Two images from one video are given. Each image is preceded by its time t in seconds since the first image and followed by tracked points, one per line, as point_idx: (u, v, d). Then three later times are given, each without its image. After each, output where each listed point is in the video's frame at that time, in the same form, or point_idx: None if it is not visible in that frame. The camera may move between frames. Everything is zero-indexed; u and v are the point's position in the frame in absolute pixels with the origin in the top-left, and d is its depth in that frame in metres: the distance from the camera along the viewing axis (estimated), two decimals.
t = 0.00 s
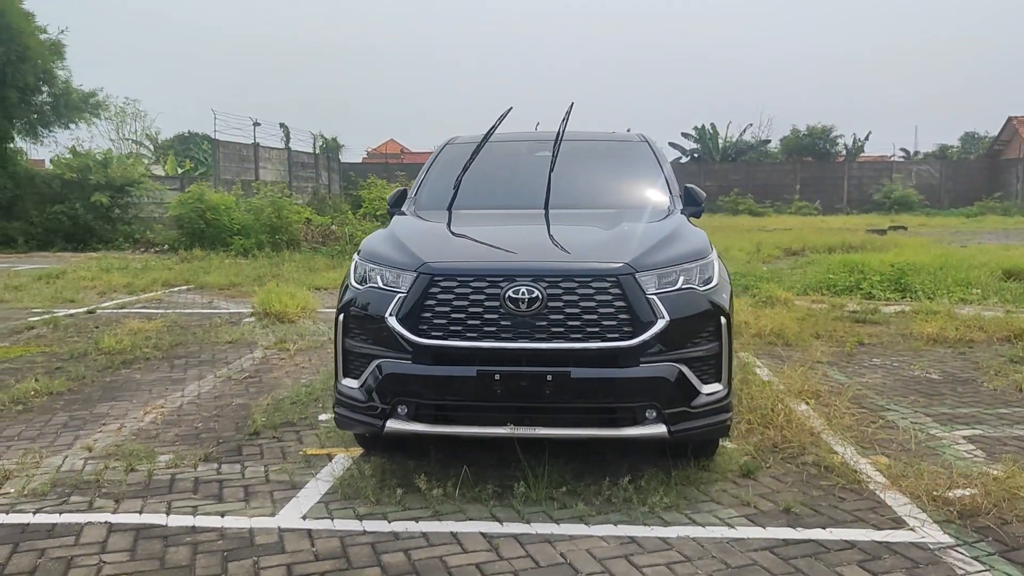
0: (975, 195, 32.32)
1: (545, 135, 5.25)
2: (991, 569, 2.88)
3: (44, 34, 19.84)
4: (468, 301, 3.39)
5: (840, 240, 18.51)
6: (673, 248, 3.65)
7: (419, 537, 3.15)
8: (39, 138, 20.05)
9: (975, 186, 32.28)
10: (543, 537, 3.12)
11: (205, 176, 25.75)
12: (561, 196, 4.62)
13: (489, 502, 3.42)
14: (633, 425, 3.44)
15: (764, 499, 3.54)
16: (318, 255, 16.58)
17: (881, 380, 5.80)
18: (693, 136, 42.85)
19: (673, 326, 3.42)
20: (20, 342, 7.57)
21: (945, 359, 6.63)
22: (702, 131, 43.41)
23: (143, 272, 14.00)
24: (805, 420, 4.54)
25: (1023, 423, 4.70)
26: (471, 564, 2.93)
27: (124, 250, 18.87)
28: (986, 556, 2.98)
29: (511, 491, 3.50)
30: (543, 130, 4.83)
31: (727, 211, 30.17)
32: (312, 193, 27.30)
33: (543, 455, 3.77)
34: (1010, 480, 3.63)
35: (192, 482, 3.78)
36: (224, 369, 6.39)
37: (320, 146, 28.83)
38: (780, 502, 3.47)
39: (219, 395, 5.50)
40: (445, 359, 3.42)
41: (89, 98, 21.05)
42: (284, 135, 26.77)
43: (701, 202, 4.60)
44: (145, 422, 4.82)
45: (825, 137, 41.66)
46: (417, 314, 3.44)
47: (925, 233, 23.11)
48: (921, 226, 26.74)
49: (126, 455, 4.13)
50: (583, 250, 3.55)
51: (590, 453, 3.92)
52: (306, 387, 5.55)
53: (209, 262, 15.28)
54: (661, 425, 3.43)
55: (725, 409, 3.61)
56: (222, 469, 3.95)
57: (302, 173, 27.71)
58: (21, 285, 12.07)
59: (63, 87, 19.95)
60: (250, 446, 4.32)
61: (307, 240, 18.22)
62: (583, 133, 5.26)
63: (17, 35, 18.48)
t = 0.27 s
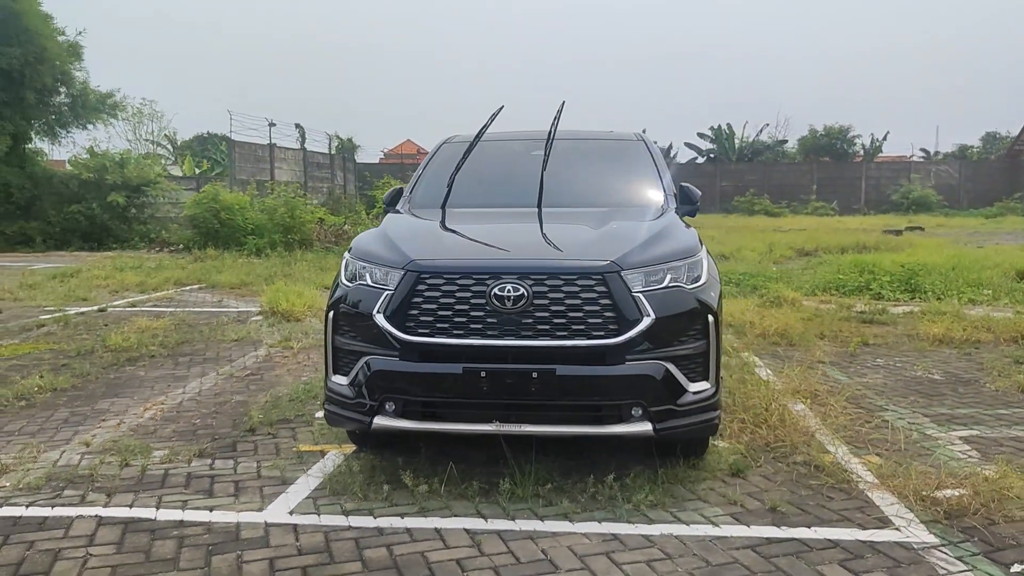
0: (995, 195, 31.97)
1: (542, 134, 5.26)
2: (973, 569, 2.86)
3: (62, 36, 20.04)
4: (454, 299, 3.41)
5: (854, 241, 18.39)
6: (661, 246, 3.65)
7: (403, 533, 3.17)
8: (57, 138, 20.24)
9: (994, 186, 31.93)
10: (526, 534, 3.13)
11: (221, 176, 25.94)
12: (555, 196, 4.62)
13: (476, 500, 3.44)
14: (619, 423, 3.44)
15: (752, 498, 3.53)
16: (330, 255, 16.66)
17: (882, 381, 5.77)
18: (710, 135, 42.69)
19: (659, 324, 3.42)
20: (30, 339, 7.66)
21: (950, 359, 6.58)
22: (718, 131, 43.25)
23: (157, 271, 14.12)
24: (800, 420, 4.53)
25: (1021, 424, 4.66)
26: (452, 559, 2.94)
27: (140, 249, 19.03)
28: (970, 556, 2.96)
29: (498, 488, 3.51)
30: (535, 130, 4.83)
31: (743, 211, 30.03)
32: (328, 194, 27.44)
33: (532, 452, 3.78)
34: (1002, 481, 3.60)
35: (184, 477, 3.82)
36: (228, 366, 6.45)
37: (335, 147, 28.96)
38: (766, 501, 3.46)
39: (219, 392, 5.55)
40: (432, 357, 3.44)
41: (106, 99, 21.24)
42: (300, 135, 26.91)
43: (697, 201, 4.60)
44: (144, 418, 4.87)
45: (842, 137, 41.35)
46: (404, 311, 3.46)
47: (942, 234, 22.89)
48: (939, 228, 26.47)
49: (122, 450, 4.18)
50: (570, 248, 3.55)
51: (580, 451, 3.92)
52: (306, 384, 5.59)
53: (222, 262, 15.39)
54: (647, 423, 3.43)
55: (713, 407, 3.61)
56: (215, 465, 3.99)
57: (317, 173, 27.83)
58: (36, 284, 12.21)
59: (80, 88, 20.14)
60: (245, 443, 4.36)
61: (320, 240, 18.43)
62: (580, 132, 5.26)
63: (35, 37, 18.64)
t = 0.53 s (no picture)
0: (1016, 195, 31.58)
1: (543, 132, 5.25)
2: (963, 569, 2.84)
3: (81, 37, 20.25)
4: (446, 296, 3.43)
5: (870, 241, 18.25)
6: (655, 244, 3.65)
7: (394, 529, 3.19)
8: (76, 138, 20.44)
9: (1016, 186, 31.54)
10: (516, 531, 3.15)
11: (238, 176, 26.12)
12: (553, 195, 4.62)
13: (468, 497, 3.45)
14: (612, 421, 3.44)
15: (745, 497, 3.52)
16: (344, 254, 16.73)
17: (887, 381, 5.72)
18: (727, 135, 42.49)
19: (651, 322, 3.42)
20: (42, 336, 7.75)
21: (959, 360, 6.52)
22: (736, 131, 43.04)
23: (172, 269, 14.24)
24: (800, 419, 4.50)
25: None
26: (441, 555, 2.96)
27: (157, 248, 19.20)
28: (961, 556, 2.94)
29: (491, 486, 3.52)
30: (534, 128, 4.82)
31: (760, 211, 29.87)
32: (344, 193, 27.55)
33: (527, 450, 3.79)
34: (999, 481, 3.57)
35: (183, 472, 3.86)
36: (235, 364, 6.50)
37: (351, 147, 29.06)
38: (759, 500, 3.45)
39: (224, 389, 5.60)
40: (425, 354, 3.45)
41: (124, 99, 21.44)
42: (316, 135, 27.03)
43: (698, 199, 4.62)
44: (148, 414, 4.93)
45: (862, 137, 41.00)
46: (398, 308, 3.48)
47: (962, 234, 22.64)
48: (959, 228, 26.18)
49: (124, 446, 4.23)
50: (563, 246, 3.56)
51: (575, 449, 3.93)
52: (310, 382, 5.62)
53: (237, 261, 15.49)
54: (640, 420, 3.43)
55: (707, 406, 3.60)
56: (214, 460, 4.02)
57: (334, 173, 27.95)
58: (53, 282, 12.36)
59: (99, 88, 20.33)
60: (245, 438, 4.39)
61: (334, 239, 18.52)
62: (582, 131, 5.25)
63: (54, 37, 18.81)
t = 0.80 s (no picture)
0: None
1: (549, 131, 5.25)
2: (961, 571, 2.81)
3: (100, 37, 20.42)
4: (445, 294, 3.43)
5: (887, 240, 18.11)
6: (656, 243, 3.64)
7: (392, 526, 3.20)
8: (94, 137, 20.63)
9: None
10: (513, 529, 3.15)
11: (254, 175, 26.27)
12: (556, 193, 4.62)
13: (467, 494, 3.46)
14: (610, 419, 3.44)
15: (745, 496, 3.50)
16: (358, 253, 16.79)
17: (895, 381, 5.68)
18: (744, 134, 42.28)
19: (650, 320, 3.41)
20: (56, 333, 7.84)
21: (970, 360, 6.45)
22: (753, 130, 42.84)
23: (187, 268, 14.35)
24: (804, 419, 4.47)
25: None
26: (436, 552, 2.97)
27: (174, 247, 19.35)
28: (960, 558, 2.91)
29: (490, 484, 3.53)
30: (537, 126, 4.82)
31: (777, 211, 29.70)
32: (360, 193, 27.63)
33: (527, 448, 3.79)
34: (1003, 482, 3.53)
35: (186, 468, 3.89)
36: (243, 361, 6.54)
37: (367, 146, 29.14)
38: (759, 500, 3.44)
39: (231, 386, 5.63)
40: (424, 352, 3.46)
41: (142, 99, 21.62)
42: (332, 134, 27.14)
43: (702, 198, 4.60)
44: (155, 411, 4.97)
45: (880, 135, 40.66)
46: (397, 306, 3.50)
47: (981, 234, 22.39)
48: (978, 228, 25.90)
49: (129, 442, 4.27)
50: (563, 245, 3.56)
51: (576, 447, 3.93)
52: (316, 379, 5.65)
53: (251, 259, 15.58)
54: (639, 419, 3.43)
55: (707, 405, 3.59)
56: (217, 457, 4.05)
57: (350, 172, 28.05)
58: (69, 280, 12.48)
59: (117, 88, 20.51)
60: (249, 435, 4.42)
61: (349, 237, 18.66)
62: (587, 130, 5.24)
63: (73, 38, 18.99)
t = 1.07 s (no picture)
0: None
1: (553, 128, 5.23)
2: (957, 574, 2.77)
3: (119, 37, 20.62)
4: (442, 291, 3.43)
5: (905, 240, 17.92)
6: (654, 241, 3.62)
7: (386, 523, 3.20)
8: (114, 137, 20.83)
9: None
10: (506, 527, 3.14)
11: (272, 174, 26.42)
12: (558, 191, 4.60)
13: (463, 492, 3.46)
14: (607, 418, 3.42)
15: (743, 496, 3.47)
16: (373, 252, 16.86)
17: (905, 381, 5.61)
18: (764, 133, 42.01)
19: (647, 318, 3.39)
20: (70, 330, 7.92)
21: (983, 361, 6.37)
22: (772, 129, 42.54)
23: (203, 266, 14.46)
24: (808, 419, 4.43)
25: None
26: (429, 550, 2.96)
27: (191, 245, 19.50)
28: (958, 560, 2.87)
29: (487, 481, 3.52)
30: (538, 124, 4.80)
31: (796, 210, 29.44)
32: (377, 192, 27.73)
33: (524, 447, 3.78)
34: (1005, 484, 3.48)
35: (186, 464, 3.91)
36: (252, 359, 6.57)
37: (385, 146, 29.23)
38: (756, 500, 3.41)
39: (238, 383, 5.67)
40: (420, 349, 3.46)
41: (161, 98, 21.81)
42: (350, 134, 27.24)
43: (706, 196, 4.57)
44: (161, 407, 5.01)
45: (902, 135, 40.26)
46: (394, 303, 3.49)
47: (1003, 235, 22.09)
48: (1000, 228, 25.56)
49: (132, 438, 4.30)
50: (560, 242, 3.54)
51: (576, 446, 3.91)
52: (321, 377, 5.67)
53: (267, 257, 15.67)
54: (635, 418, 3.40)
55: (705, 404, 3.56)
56: (218, 453, 4.08)
57: (368, 172, 28.16)
58: (86, 278, 12.61)
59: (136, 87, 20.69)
60: (251, 432, 4.44)
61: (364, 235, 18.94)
62: (591, 127, 5.22)
63: (92, 38, 19.18)
